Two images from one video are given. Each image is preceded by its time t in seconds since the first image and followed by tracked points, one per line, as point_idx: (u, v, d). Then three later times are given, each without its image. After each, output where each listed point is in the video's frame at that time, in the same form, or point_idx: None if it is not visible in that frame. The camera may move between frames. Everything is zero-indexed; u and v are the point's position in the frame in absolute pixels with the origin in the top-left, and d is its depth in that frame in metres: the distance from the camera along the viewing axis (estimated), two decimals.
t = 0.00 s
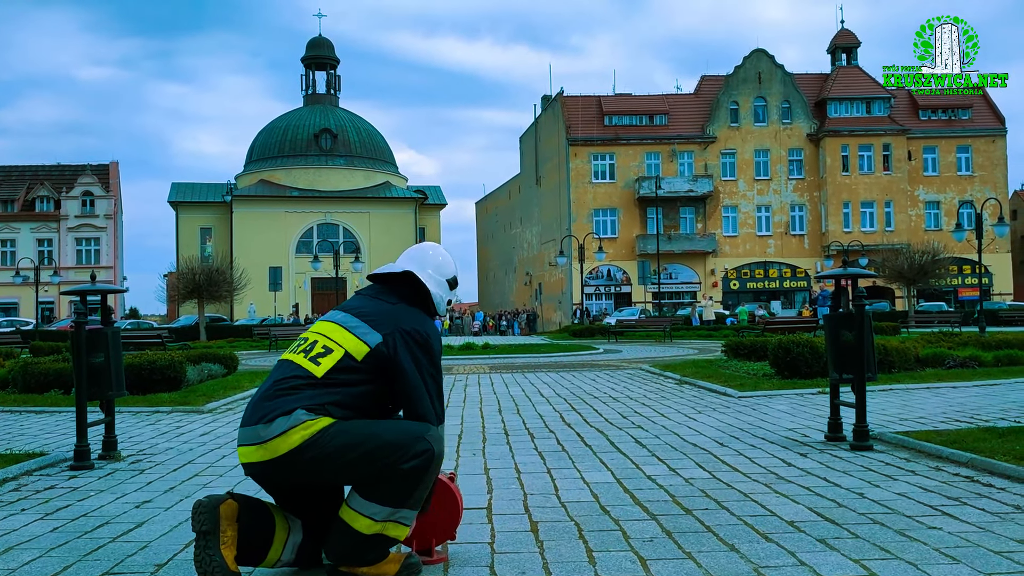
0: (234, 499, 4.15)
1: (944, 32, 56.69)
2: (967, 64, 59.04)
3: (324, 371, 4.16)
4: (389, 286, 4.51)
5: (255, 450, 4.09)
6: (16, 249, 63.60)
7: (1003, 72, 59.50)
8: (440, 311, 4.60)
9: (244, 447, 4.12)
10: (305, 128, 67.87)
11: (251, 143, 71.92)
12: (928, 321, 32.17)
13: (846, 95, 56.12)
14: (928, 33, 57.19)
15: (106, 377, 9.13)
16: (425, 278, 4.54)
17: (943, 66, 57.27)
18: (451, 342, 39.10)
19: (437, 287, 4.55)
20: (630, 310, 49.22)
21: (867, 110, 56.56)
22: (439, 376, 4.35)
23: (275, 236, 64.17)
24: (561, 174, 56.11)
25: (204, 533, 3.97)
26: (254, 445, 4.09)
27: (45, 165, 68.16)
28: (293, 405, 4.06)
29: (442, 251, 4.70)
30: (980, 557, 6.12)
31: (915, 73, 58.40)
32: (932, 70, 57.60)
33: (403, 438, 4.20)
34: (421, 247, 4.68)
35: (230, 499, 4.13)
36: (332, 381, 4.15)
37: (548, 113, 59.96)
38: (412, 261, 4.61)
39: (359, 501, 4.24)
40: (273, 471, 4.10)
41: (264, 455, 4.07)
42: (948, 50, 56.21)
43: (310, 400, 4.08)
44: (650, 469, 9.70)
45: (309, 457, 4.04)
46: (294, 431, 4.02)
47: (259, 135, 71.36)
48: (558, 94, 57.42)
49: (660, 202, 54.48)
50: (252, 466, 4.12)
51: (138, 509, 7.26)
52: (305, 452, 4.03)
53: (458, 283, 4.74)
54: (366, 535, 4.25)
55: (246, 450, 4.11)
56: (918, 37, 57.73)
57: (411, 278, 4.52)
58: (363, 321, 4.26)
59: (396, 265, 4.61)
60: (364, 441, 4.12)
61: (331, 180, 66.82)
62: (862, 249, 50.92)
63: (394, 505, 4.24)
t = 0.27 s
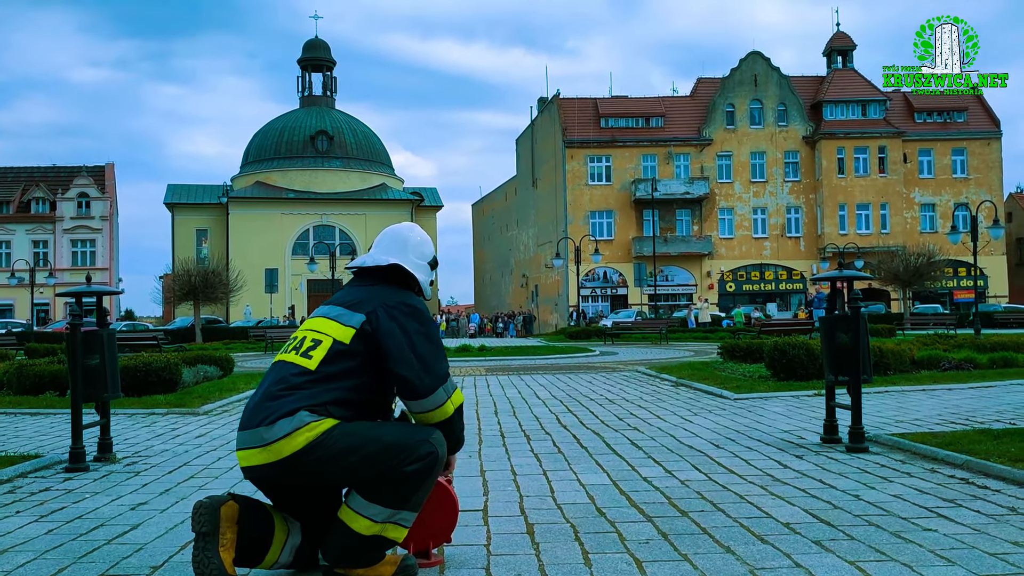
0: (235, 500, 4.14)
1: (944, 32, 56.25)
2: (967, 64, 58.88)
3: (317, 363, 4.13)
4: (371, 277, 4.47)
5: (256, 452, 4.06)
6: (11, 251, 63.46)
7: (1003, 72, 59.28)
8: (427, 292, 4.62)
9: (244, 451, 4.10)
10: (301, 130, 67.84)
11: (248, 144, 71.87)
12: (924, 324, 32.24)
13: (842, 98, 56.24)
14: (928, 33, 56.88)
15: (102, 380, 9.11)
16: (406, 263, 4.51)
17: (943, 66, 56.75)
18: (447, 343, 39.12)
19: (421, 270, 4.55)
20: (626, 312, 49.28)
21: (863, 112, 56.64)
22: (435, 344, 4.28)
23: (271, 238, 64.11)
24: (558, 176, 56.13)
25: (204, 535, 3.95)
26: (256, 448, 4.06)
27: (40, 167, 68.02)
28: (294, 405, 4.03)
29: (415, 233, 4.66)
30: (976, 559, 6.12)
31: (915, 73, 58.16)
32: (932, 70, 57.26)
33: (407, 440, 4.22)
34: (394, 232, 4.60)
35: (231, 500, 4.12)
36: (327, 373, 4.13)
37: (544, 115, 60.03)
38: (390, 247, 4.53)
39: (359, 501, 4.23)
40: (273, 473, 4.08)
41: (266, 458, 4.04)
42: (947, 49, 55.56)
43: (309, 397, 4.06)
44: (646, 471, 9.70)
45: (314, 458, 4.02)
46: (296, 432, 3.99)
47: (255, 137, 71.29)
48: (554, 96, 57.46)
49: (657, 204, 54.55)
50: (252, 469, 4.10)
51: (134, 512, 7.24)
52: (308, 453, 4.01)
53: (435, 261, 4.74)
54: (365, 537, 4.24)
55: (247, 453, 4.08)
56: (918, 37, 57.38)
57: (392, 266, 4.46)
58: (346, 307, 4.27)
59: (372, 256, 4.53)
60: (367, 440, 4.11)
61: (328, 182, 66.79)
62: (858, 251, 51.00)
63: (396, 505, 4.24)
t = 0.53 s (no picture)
0: (232, 502, 4.14)
1: (944, 32, 56.61)
2: (966, 65, 59.04)
3: (310, 371, 4.11)
4: (363, 283, 4.44)
5: (250, 460, 4.04)
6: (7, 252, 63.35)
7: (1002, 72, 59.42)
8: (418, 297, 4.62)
9: (238, 458, 4.07)
10: (298, 131, 67.82)
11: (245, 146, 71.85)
12: (920, 326, 32.29)
13: (838, 100, 56.36)
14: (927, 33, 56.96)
15: (98, 382, 9.11)
16: (398, 270, 4.48)
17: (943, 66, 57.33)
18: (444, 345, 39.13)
19: (413, 276, 4.54)
20: (623, 314, 49.32)
21: (859, 114, 56.70)
22: (425, 358, 4.27)
23: (267, 240, 64.06)
24: (555, 178, 56.16)
25: (201, 537, 3.95)
26: (251, 456, 4.04)
27: (36, 168, 67.93)
28: (288, 413, 4.01)
29: (408, 237, 4.64)
30: (973, 560, 6.13)
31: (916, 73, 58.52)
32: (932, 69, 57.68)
33: (404, 444, 4.23)
34: (387, 235, 4.57)
35: (228, 503, 4.12)
36: (320, 382, 4.11)
37: (541, 117, 60.07)
38: (380, 253, 4.51)
39: (355, 504, 4.23)
40: (268, 481, 4.06)
41: (260, 466, 4.02)
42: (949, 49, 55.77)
43: (304, 405, 4.04)
44: (643, 473, 9.70)
45: (310, 464, 4.01)
46: (291, 440, 3.98)
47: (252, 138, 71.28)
48: (551, 98, 57.49)
49: (654, 206, 54.60)
50: (246, 477, 4.08)
51: (130, 514, 7.23)
52: (305, 460, 4.00)
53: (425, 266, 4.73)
54: (361, 539, 4.24)
55: (240, 462, 4.07)
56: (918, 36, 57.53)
57: (385, 273, 4.42)
58: (337, 313, 4.25)
59: (364, 261, 4.50)
60: (362, 447, 4.12)
61: (325, 184, 66.77)
62: (855, 253, 51.05)
63: (390, 508, 4.25)
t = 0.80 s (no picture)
0: (229, 505, 4.15)
1: (944, 32, 56.39)
2: (965, 65, 58.99)
3: (302, 375, 4.10)
4: (352, 284, 4.43)
5: (245, 466, 4.04)
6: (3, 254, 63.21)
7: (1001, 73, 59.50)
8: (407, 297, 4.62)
9: (232, 464, 4.07)
10: (294, 133, 67.78)
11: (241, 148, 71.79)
12: (917, 327, 32.32)
13: (835, 102, 56.45)
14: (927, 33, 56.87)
15: (94, 383, 9.11)
16: (388, 270, 4.47)
17: (944, 66, 57.08)
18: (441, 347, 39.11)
19: (404, 275, 4.52)
20: (620, 316, 49.35)
21: (855, 116, 56.77)
22: (415, 359, 4.26)
23: (264, 241, 64.01)
24: (552, 180, 56.16)
25: (198, 538, 3.97)
26: (246, 460, 4.04)
27: (32, 170, 67.78)
28: (281, 418, 4.01)
29: (398, 236, 4.61)
30: (969, 562, 6.13)
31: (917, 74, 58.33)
32: (933, 69, 57.38)
33: (399, 444, 4.23)
34: (377, 234, 4.55)
35: (225, 505, 4.13)
36: (311, 385, 4.10)
37: (538, 118, 60.09)
38: (371, 254, 4.50)
39: (351, 505, 4.22)
40: (264, 485, 4.06)
41: (255, 472, 4.03)
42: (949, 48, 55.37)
43: (296, 409, 4.04)
44: (639, 475, 9.70)
45: (306, 467, 4.01)
46: (286, 444, 3.98)
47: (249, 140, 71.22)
48: (548, 100, 57.48)
49: (650, 208, 54.63)
50: (241, 481, 4.08)
51: (127, 516, 7.21)
52: (300, 463, 4.00)
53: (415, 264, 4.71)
54: (358, 540, 4.22)
55: (235, 467, 4.06)
56: (918, 38, 57.29)
57: (374, 274, 4.41)
58: (326, 315, 4.23)
59: (353, 263, 4.49)
60: (356, 448, 4.11)
61: (321, 185, 66.74)
62: (851, 255, 51.12)
63: (386, 508, 4.25)
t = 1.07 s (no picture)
0: (228, 509, 4.15)
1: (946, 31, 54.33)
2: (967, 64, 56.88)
3: (296, 382, 4.10)
4: (341, 290, 4.43)
5: (242, 472, 4.04)
6: None
7: (998, 74, 59.47)
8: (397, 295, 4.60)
9: (228, 471, 4.06)
10: (291, 135, 67.78)
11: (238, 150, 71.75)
12: (913, 329, 32.32)
13: (831, 104, 56.51)
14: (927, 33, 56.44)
15: (90, 385, 9.07)
16: (375, 273, 4.47)
17: (945, 66, 55.06)
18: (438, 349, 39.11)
19: (392, 274, 4.55)
20: (617, 318, 49.32)
21: (852, 119, 56.89)
22: (409, 363, 4.26)
23: (261, 243, 63.94)
24: (549, 182, 56.19)
25: (196, 541, 3.96)
26: (243, 468, 4.04)
27: (29, 171, 67.65)
28: (277, 423, 4.00)
29: (384, 238, 4.62)
30: (965, 564, 6.14)
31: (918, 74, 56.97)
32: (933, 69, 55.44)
33: (396, 446, 4.24)
34: (362, 236, 4.55)
35: (223, 509, 4.12)
36: (305, 392, 4.10)
37: (535, 120, 60.13)
38: (355, 259, 4.48)
39: (349, 508, 4.22)
40: (261, 491, 4.05)
41: (252, 478, 4.02)
42: (949, 48, 53.60)
43: (292, 415, 4.04)
44: (637, 477, 9.70)
45: (305, 472, 4.02)
46: (283, 450, 3.98)
47: (246, 142, 71.20)
48: (545, 102, 57.51)
49: (647, 209, 54.67)
50: (238, 488, 4.08)
51: (123, 519, 7.19)
52: (297, 468, 4.00)
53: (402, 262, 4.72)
54: (355, 542, 4.21)
55: (232, 474, 4.06)
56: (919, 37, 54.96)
57: (361, 280, 4.40)
58: (317, 321, 4.23)
59: (340, 268, 4.48)
60: (352, 453, 4.11)
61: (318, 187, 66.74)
62: (847, 257, 51.18)
63: (384, 510, 4.25)
